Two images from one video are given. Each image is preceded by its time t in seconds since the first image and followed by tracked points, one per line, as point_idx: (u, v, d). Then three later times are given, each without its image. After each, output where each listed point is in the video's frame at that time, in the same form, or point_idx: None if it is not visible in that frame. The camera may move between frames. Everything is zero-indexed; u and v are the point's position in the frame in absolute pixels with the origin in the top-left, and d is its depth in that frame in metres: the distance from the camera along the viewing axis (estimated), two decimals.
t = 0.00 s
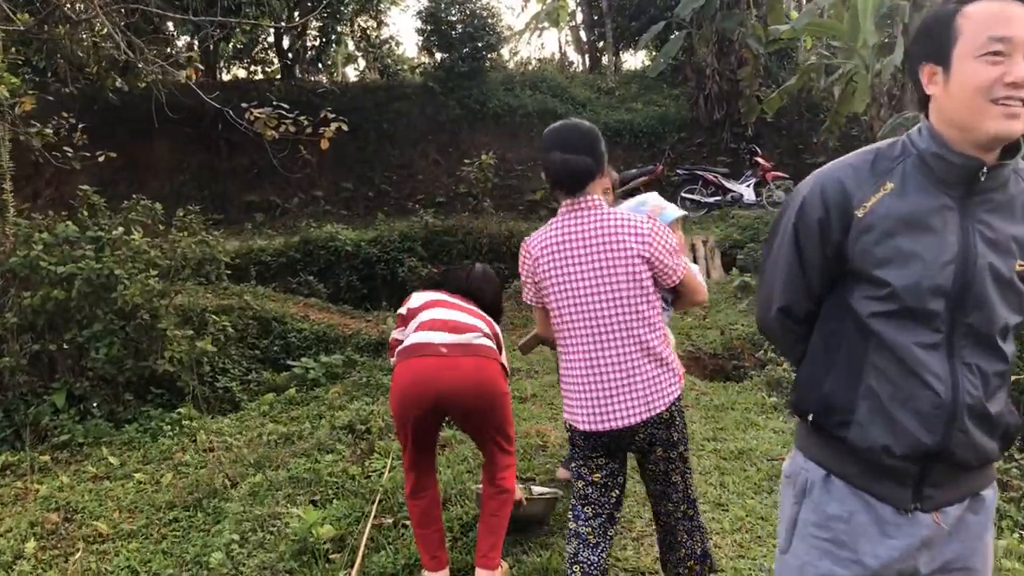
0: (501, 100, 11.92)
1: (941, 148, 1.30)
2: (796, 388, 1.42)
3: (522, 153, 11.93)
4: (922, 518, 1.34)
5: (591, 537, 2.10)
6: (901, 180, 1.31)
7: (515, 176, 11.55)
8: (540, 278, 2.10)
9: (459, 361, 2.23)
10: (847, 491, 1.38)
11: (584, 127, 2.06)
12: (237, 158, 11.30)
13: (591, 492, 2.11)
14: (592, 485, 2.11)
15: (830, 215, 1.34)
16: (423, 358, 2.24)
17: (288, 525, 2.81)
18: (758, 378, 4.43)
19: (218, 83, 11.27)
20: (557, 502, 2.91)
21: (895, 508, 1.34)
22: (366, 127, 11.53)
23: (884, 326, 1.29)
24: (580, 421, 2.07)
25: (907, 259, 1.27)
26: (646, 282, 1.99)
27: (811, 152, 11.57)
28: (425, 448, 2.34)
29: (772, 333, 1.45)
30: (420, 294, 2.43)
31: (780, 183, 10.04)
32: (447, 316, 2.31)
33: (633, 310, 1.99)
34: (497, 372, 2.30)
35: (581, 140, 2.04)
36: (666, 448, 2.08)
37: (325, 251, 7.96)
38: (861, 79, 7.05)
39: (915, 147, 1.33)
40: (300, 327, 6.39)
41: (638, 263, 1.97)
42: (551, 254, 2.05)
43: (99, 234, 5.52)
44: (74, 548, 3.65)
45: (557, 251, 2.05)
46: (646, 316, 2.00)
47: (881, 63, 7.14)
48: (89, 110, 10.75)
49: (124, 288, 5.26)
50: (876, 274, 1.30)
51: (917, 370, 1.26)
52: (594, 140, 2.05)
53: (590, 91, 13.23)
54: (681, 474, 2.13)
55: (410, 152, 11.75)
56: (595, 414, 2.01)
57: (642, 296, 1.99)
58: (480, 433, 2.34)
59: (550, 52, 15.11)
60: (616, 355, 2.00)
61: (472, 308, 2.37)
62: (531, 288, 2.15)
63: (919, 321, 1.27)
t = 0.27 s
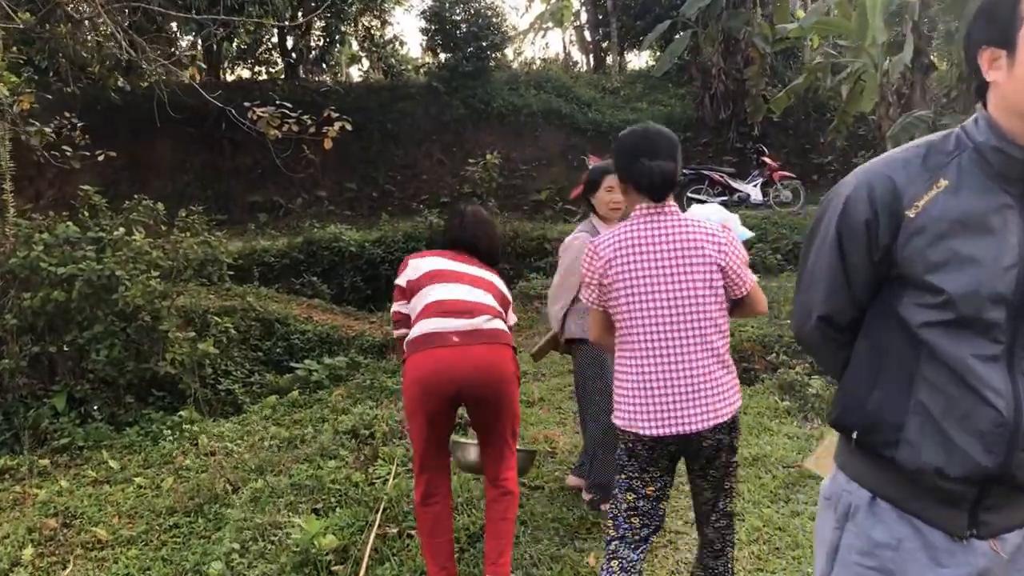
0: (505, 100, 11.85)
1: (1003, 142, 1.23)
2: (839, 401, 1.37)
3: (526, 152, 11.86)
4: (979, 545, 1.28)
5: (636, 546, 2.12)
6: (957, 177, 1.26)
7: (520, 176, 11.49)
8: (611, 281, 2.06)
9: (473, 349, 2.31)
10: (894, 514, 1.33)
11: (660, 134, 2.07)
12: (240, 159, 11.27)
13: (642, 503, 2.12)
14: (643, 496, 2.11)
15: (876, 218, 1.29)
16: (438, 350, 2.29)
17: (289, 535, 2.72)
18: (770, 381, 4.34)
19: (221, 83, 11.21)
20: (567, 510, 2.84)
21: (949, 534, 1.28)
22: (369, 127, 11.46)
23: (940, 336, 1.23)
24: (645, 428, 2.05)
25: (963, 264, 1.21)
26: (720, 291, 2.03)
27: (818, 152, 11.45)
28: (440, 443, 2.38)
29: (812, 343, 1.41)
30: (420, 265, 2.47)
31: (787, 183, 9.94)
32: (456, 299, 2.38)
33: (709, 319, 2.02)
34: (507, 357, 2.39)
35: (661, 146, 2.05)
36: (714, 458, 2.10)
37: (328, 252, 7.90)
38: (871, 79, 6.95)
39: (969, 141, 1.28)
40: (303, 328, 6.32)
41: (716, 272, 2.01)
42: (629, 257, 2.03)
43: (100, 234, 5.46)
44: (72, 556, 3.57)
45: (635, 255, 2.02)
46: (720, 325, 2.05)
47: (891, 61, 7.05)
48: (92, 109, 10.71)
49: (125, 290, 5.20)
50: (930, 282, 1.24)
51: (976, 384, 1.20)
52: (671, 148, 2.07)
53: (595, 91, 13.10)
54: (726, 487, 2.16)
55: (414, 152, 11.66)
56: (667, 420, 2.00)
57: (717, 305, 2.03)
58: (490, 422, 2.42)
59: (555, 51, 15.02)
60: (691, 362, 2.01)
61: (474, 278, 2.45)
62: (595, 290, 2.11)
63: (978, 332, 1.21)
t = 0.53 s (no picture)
0: (507, 99, 11.76)
1: None
2: (881, 415, 1.29)
3: (529, 152, 11.73)
4: None
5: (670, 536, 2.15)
6: (1017, 175, 1.14)
7: (522, 176, 11.40)
8: (656, 277, 2.03)
9: (486, 348, 2.31)
10: (942, 549, 1.25)
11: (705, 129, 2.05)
12: (240, 159, 11.20)
13: (678, 492, 2.14)
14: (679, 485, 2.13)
15: (926, 218, 1.19)
16: (450, 349, 2.28)
17: (283, 548, 2.60)
18: (779, 386, 4.23)
19: (221, 82, 11.14)
20: (573, 523, 2.74)
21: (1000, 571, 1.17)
22: (370, 126, 11.38)
23: (998, 350, 1.11)
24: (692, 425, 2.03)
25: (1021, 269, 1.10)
26: (766, 288, 2.01)
27: (823, 151, 11.33)
28: (452, 441, 2.35)
29: (850, 354, 1.31)
30: (422, 242, 2.38)
31: (793, 182, 9.83)
32: (464, 290, 2.35)
33: (757, 315, 2.00)
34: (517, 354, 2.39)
35: (710, 140, 2.02)
36: (745, 460, 2.06)
37: (329, 253, 7.82)
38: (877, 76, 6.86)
39: None
40: (303, 330, 6.23)
41: (762, 268, 1.99)
42: (676, 253, 2.00)
43: (96, 235, 5.36)
44: (63, 565, 3.47)
45: (682, 250, 1.99)
46: (765, 322, 2.03)
47: (898, 59, 6.96)
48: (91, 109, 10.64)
49: (121, 291, 5.12)
50: (985, 288, 1.13)
51: None
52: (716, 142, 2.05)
53: (599, 91, 12.80)
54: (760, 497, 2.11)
55: (416, 152, 11.57)
56: (716, 418, 1.98)
57: (763, 303, 2.01)
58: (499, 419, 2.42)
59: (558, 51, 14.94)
60: (739, 359, 1.99)
61: (482, 257, 2.39)
62: (637, 287, 2.08)
63: None
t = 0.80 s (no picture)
0: (509, 99, 11.67)
1: None
2: (928, 455, 1.19)
3: (531, 153, 11.61)
4: None
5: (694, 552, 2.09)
6: None
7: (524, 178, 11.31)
8: (667, 292, 1.93)
9: (497, 362, 2.29)
10: None
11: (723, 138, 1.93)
12: (240, 160, 11.12)
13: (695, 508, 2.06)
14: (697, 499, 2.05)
15: (987, 239, 1.09)
16: (461, 362, 2.27)
17: (274, 571, 2.50)
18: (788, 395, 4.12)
19: (221, 84, 11.07)
20: (576, 546, 2.61)
21: None
22: (371, 127, 11.28)
23: None
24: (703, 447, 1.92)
25: None
26: (780, 305, 1.88)
27: (828, 152, 11.20)
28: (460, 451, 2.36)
29: (891, 392, 1.20)
30: (437, 240, 2.31)
31: (798, 184, 9.71)
32: (478, 298, 2.30)
33: (771, 333, 1.87)
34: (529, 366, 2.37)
35: (726, 150, 1.90)
36: (757, 481, 1.94)
37: (328, 256, 7.73)
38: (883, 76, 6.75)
39: None
40: (301, 335, 6.13)
41: (778, 284, 1.87)
42: (687, 266, 1.90)
43: (90, 238, 5.27)
44: None
45: (693, 264, 1.89)
46: (780, 342, 1.90)
47: (905, 59, 6.84)
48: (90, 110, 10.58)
49: (114, 296, 5.02)
50: None
51: None
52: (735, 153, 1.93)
53: (601, 91, 12.77)
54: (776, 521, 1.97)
55: (417, 153, 11.48)
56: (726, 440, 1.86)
57: (777, 321, 1.88)
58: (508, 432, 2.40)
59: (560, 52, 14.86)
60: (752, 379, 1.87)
61: (497, 261, 2.32)
62: (649, 302, 1.98)
63: None
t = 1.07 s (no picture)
0: (512, 99, 11.57)
1: None
2: (994, 494, 1.21)
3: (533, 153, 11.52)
4: None
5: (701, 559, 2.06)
6: None
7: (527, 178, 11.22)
8: (665, 294, 1.97)
9: (501, 352, 2.31)
10: None
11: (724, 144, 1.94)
12: (241, 160, 11.04)
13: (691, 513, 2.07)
14: (693, 504, 2.07)
15: None
16: (466, 351, 2.32)
17: None
18: (797, 401, 4.04)
19: (221, 83, 10.99)
20: (582, 561, 2.51)
21: None
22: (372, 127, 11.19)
23: None
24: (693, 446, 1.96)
25: None
26: (776, 309, 1.86)
27: (834, 152, 11.09)
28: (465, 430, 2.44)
29: (947, 413, 1.22)
30: (445, 228, 2.35)
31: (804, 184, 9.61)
32: (484, 288, 2.33)
33: (764, 338, 1.86)
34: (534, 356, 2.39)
35: (720, 156, 1.91)
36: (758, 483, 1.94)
37: (329, 256, 7.65)
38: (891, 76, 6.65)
39: None
40: (301, 337, 6.05)
41: (772, 289, 1.84)
42: (683, 270, 1.92)
43: (86, 239, 5.19)
44: None
45: (689, 268, 1.92)
46: (777, 345, 1.88)
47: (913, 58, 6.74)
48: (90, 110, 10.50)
49: (110, 298, 4.94)
50: None
51: None
52: (732, 156, 1.92)
53: (605, 91, 12.67)
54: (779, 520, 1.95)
55: (419, 153, 11.39)
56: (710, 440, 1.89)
57: (772, 324, 1.86)
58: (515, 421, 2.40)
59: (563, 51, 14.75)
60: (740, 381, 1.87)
61: (504, 250, 2.34)
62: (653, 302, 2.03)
63: None
